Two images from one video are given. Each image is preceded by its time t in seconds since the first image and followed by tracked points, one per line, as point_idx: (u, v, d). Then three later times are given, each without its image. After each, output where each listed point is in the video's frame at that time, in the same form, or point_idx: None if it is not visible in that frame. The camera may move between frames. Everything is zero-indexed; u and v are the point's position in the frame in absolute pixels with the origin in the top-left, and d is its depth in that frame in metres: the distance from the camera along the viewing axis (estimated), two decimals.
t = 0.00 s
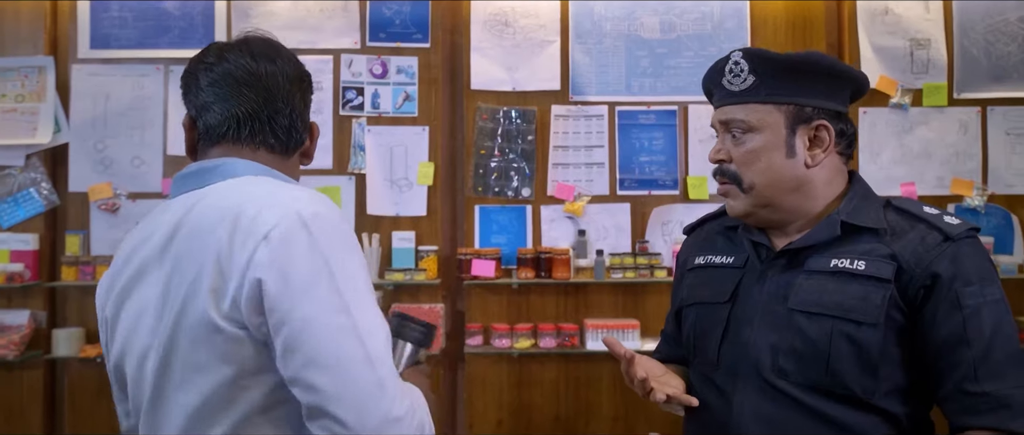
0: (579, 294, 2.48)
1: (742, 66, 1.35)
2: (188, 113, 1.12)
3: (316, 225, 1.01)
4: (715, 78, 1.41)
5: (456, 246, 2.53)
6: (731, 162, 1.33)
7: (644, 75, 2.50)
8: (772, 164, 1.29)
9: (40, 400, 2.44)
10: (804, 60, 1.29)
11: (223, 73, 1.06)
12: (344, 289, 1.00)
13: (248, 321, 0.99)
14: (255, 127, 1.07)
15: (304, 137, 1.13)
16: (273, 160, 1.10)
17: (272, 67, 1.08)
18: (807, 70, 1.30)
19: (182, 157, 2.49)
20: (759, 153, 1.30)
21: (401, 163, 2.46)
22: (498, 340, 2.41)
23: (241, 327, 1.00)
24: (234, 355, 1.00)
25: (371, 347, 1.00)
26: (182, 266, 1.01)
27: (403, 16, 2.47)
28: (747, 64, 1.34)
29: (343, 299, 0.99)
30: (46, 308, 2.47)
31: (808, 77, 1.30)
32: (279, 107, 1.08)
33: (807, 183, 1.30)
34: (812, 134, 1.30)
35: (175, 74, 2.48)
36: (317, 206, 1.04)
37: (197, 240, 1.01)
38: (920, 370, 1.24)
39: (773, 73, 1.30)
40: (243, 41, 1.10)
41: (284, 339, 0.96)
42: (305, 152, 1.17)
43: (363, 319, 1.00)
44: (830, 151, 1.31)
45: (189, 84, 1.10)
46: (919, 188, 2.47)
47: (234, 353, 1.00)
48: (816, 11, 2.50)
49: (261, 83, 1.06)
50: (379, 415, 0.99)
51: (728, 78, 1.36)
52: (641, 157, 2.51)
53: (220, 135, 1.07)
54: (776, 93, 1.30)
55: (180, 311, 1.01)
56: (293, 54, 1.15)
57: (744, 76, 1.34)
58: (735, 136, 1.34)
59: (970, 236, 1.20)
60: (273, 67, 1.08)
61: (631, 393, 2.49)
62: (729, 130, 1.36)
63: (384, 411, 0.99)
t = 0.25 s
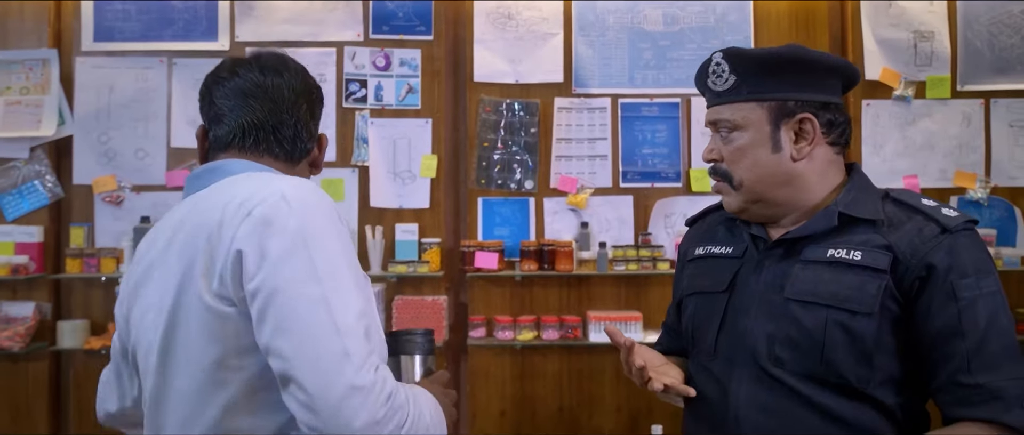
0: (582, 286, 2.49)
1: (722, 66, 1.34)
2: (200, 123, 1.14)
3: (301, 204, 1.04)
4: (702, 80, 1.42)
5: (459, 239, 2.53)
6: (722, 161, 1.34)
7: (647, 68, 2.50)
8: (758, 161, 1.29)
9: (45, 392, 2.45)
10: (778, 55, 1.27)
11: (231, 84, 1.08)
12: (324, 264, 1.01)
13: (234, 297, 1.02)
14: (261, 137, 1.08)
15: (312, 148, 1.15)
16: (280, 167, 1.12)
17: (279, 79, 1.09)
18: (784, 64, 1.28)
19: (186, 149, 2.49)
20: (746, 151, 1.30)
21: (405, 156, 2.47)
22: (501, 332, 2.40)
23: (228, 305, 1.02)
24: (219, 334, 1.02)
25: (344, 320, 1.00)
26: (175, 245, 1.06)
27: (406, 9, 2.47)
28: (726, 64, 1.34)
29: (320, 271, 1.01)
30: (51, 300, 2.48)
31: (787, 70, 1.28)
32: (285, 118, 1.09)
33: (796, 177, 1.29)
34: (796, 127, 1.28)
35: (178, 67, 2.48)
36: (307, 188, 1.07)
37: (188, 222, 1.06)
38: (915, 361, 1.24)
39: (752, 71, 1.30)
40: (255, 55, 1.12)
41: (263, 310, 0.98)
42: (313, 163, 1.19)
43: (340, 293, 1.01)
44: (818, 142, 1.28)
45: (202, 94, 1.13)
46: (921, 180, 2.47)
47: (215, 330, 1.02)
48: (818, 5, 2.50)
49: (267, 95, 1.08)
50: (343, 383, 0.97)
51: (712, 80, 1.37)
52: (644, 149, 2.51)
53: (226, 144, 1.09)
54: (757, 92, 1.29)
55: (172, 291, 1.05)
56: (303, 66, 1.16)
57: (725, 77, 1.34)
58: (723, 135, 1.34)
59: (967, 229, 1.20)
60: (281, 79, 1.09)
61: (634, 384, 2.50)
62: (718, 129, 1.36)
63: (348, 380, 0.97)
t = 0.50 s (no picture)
0: (585, 282, 2.51)
1: (720, 65, 1.39)
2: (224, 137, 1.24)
3: (313, 198, 1.10)
4: (705, 78, 1.46)
5: (464, 235, 2.56)
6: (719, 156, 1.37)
7: (650, 66, 2.51)
8: (751, 157, 1.32)
9: (55, 387, 2.48)
10: (772, 53, 1.30)
11: (255, 105, 1.17)
12: (333, 253, 1.07)
13: (248, 285, 1.08)
14: (280, 156, 1.18)
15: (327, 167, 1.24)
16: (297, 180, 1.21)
17: (298, 104, 1.18)
18: (777, 62, 1.30)
19: (194, 147, 2.52)
20: (740, 146, 1.33)
21: (410, 153, 2.49)
22: (506, 328, 2.44)
23: (243, 293, 1.09)
24: (233, 321, 1.08)
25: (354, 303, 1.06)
26: (194, 238, 1.13)
27: (411, 8, 2.49)
28: (723, 63, 1.38)
29: (330, 258, 1.07)
30: (61, 296, 2.51)
31: (780, 68, 1.30)
32: (302, 139, 1.18)
33: (789, 173, 1.31)
34: (789, 124, 1.30)
35: (186, 66, 2.50)
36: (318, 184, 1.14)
37: (207, 218, 1.13)
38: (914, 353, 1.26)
39: (746, 69, 1.33)
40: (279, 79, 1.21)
41: (276, 294, 1.05)
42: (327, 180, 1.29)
43: (348, 279, 1.07)
44: (813, 138, 1.30)
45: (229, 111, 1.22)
46: (923, 177, 2.49)
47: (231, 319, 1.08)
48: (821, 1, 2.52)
49: (286, 118, 1.17)
50: (351, 361, 1.02)
51: (711, 78, 1.41)
52: (647, 147, 2.53)
53: (244, 158, 1.19)
54: (750, 89, 1.33)
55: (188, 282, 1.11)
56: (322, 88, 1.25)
57: (722, 75, 1.38)
58: (721, 131, 1.38)
59: (966, 223, 1.21)
60: (300, 103, 1.19)
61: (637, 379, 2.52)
62: (717, 126, 1.39)
63: (355, 357, 1.03)
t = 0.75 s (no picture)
0: (591, 275, 2.52)
1: (721, 63, 1.39)
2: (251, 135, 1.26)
3: (336, 195, 1.12)
4: (706, 77, 1.47)
5: (470, 228, 2.57)
6: (724, 154, 1.38)
7: (656, 59, 2.52)
8: (756, 153, 1.32)
9: (64, 379, 2.50)
10: (773, 49, 1.31)
11: (281, 107, 1.18)
12: (353, 250, 1.09)
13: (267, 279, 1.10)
14: (301, 160, 1.19)
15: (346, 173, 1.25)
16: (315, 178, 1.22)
17: (324, 110, 1.19)
18: (778, 59, 1.31)
19: (201, 140, 2.53)
20: (745, 144, 1.33)
21: (416, 147, 2.50)
22: (511, 321, 2.44)
23: (261, 285, 1.10)
24: (250, 313, 1.09)
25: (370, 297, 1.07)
26: (214, 232, 1.13)
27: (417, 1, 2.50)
28: (724, 61, 1.38)
29: (350, 254, 1.08)
30: (69, 288, 2.53)
31: (781, 64, 1.31)
32: (324, 144, 1.19)
33: (796, 167, 1.31)
34: (793, 118, 1.30)
35: (193, 60, 2.51)
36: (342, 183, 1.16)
37: (228, 212, 1.14)
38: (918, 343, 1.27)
39: (747, 66, 1.34)
40: (308, 84, 1.22)
41: (294, 288, 1.06)
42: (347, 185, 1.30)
43: (367, 275, 1.09)
44: (817, 132, 1.30)
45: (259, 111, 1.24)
46: (929, 171, 2.49)
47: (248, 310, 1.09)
48: None
49: (311, 123, 1.18)
50: (365, 356, 1.03)
51: (712, 77, 1.41)
52: (653, 140, 2.53)
53: (266, 158, 1.20)
54: (751, 86, 1.33)
55: (207, 274, 1.12)
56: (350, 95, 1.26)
57: (723, 73, 1.38)
58: (725, 129, 1.38)
59: (969, 211, 1.21)
60: (326, 109, 1.20)
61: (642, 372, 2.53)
62: (721, 124, 1.40)
63: (369, 352, 1.04)
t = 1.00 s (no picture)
0: (587, 276, 2.52)
1: (715, 72, 1.38)
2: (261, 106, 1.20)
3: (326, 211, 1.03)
4: (697, 85, 1.46)
5: (466, 229, 2.56)
6: (723, 163, 1.37)
7: (652, 60, 2.52)
8: (758, 162, 1.32)
9: (60, 380, 2.50)
10: (770, 57, 1.30)
11: (281, 67, 1.11)
12: (340, 272, 1.01)
13: (255, 291, 1.04)
14: (301, 124, 1.11)
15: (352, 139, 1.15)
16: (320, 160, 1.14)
17: (323, 68, 1.11)
18: (776, 67, 1.30)
19: (198, 141, 2.53)
20: (745, 153, 1.33)
21: (413, 148, 2.50)
22: (508, 321, 2.45)
23: (249, 297, 1.04)
24: (236, 324, 1.05)
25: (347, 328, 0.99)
26: (209, 234, 1.09)
27: (414, 2, 2.50)
28: (718, 70, 1.37)
29: (332, 278, 1.00)
30: (66, 289, 2.52)
31: (780, 71, 1.31)
32: (324, 105, 1.10)
33: (797, 175, 1.32)
34: (791, 126, 1.31)
35: (190, 60, 2.51)
36: (339, 193, 1.07)
37: (223, 213, 1.09)
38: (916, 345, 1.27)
39: (744, 75, 1.33)
40: (309, 43, 1.14)
41: (276, 306, 1.00)
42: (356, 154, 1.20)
43: (350, 302, 1.00)
44: (815, 138, 1.32)
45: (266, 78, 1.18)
46: (924, 172, 2.50)
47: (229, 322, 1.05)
48: None
49: (309, 82, 1.10)
50: (334, 390, 0.96)
51: (706, 86, 1.40)
52: (649, 141, 2.54)
53: (271, 126, 1.13)
54: (751, 95, 1.33)
55: (199, 278, 1.08)
56: (360, 54, 1.17)
57: (719, 82, 1.37)
58: (722, 138, 1.37)
59: (962, 211, 1.23)
60: (327, 67, 1.11)
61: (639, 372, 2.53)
62: (716, 133, 1.39)
63: (337, 388, 0.96)
